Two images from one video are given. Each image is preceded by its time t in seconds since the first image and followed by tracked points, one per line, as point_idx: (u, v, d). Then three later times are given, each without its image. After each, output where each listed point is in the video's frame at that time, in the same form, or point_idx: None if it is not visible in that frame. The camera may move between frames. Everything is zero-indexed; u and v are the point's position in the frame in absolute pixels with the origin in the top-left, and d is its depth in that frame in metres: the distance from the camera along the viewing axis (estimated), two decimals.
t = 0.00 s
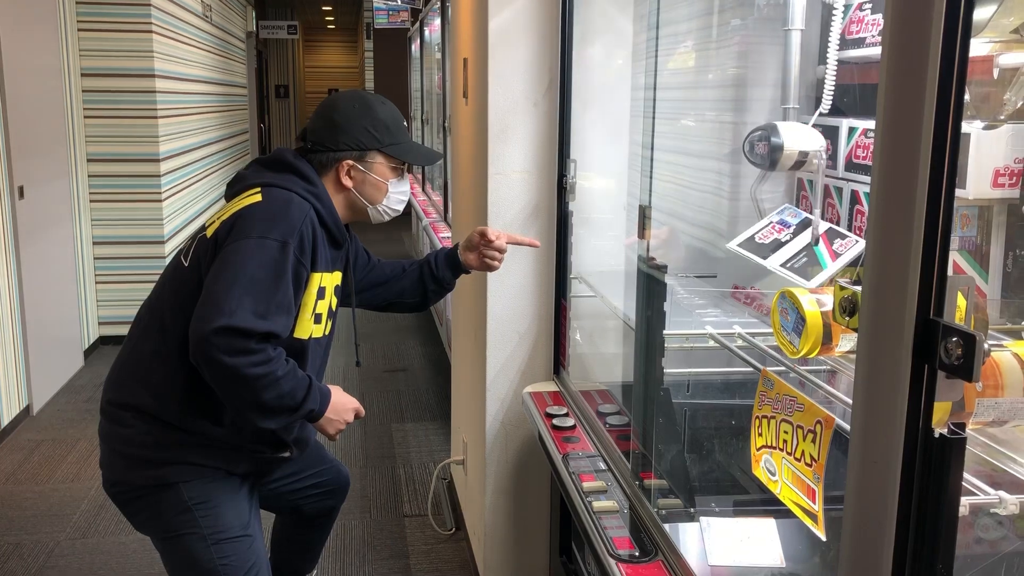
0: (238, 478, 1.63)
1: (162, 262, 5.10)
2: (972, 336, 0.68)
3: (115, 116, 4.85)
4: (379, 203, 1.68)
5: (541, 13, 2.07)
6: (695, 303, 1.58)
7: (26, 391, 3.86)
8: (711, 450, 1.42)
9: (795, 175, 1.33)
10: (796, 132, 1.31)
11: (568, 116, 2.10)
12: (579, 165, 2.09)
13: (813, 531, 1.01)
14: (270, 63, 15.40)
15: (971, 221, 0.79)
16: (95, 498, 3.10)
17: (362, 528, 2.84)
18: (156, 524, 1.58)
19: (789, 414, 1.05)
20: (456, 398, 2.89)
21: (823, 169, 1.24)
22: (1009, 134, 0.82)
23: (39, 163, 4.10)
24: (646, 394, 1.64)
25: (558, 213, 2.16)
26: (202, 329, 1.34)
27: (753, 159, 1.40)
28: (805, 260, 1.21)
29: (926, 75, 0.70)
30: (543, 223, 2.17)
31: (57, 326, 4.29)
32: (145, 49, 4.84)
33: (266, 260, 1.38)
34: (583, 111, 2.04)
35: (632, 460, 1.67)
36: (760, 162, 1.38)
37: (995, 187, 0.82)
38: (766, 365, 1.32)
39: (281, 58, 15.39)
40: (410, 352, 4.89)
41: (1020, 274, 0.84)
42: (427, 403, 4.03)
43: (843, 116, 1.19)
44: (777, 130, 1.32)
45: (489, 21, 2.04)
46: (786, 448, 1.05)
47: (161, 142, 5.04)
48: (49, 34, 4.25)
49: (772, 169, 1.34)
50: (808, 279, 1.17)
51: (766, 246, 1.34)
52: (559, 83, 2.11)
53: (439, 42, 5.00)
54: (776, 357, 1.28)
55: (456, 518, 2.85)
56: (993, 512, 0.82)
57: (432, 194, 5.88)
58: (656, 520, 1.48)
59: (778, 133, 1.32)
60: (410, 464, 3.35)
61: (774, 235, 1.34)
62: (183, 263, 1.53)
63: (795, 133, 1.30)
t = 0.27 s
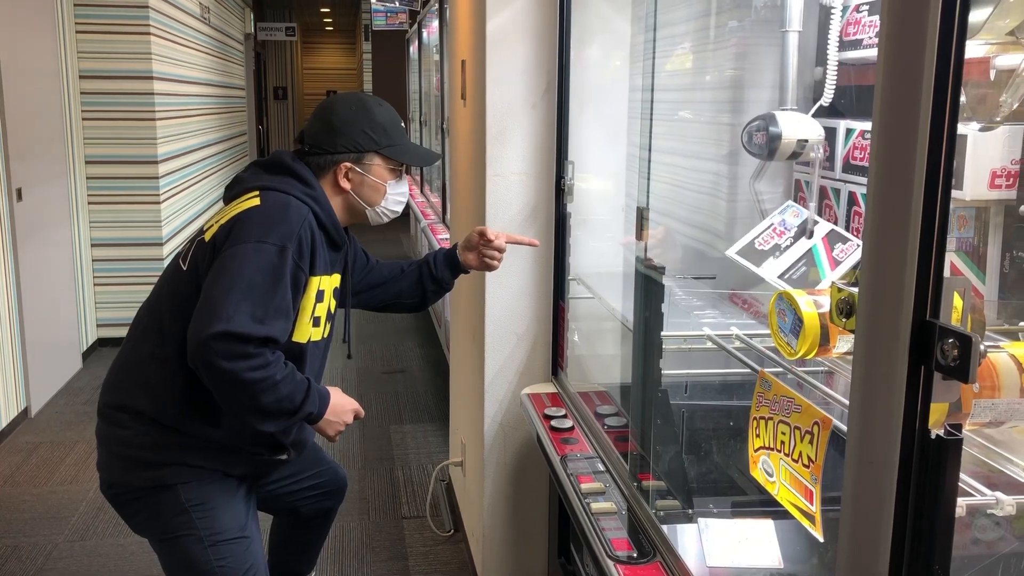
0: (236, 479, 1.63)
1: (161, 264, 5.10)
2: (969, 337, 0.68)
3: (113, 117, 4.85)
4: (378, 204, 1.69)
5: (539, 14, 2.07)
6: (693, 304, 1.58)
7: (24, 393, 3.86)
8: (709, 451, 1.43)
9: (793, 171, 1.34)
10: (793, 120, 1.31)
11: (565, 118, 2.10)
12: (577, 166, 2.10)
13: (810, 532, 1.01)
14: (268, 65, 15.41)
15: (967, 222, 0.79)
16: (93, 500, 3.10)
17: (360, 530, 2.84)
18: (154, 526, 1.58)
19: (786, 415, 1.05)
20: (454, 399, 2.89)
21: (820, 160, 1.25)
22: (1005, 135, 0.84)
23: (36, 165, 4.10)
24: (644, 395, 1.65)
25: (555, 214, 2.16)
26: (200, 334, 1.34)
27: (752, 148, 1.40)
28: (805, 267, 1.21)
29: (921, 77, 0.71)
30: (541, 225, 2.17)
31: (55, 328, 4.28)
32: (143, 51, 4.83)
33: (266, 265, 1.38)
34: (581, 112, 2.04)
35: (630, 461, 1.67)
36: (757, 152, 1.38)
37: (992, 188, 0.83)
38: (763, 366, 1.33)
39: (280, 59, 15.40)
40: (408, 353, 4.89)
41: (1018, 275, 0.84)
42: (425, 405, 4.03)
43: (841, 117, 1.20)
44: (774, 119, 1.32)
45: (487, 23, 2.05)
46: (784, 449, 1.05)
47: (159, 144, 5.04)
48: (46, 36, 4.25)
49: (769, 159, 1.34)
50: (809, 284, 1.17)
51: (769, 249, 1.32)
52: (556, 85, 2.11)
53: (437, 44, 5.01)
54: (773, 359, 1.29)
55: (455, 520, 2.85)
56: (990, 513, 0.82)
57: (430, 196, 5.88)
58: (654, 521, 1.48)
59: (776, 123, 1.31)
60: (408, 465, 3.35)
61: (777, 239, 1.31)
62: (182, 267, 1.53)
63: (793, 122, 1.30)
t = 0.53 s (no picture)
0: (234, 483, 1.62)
1: (159, 268, 5.10)
2: (964, 340, 0.68)
3: (111, 121, 4.85)
4: (366, 199, 1.68)
5: (536, 17, 2.07)
6: (691, 307, 1.59)
7: (23, 398, 3.86)
8: (707, 455, 1.45)
9: (792, 174, 1.36)
10: (790, 110, 1.30)
11: (562, 121, 2.10)
12: (575, 170, 2.10)
13: (809, 536, 1.01)
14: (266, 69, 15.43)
15: (964, 225, 0.79)
16: (91, 505, 3.09)
17: (358, 534, 2.84)
18: (152, 531, 1.58)
19: (784, 418, 1.05)
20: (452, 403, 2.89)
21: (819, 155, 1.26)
22: (1002, 138, 0.84)
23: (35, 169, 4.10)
24: (642, 393, 1.58)
25: (553, 217, 2.16)
26: (206, 341, 1.34)
27: (749, 140, 1.40)
28: (803, 271, 1.22)
29: (916, 80, 0.71)
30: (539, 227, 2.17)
31: (53, 333, 4.28)
32: (141, 55, 4.84)
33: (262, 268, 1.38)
34: (578, 115, 2.05)
35: (628, 465, 1.65)
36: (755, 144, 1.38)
37: (990, 190, 0.84)
38: (762, 369, 1.33)
39: (278, 63, 15.43)
40: (407, 357, 4.89)
41: (1014, 277, 0.85)
42: (424, 409, 4.03)
43: (839, 120, 1.20)
44: (771, 110, 1.31)
45: (483, 27, 2.05)
46: (781, 452, 1.05)
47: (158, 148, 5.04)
48: (44, 41, 4.25)
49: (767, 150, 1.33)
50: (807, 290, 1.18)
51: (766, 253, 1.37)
52: (553, 88, 2.11)
53: (434, 47, 5.02)
54: (771, 361, 1.30)
55: (454, 524, 2.84)
56: (989, 516, 0.82)
57: (428, 199, 5.88)
58: (652, 525, 1.45)
59: (773, 114, 1.30)
60: (406, 469, 3.35)
61: (774, 243, 1.36)
62: (176, 277, 1.52)
63: (792, 114, 1.29)
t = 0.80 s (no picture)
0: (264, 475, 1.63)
1: (158, 273, 5.09)
2: (962, 347, 0.68)
3: (109, 126, 4.85)
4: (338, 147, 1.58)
5: (534, 22, 2.07)
6: (688, 312, 1.58)
7: (21, 403, 3.85)
8: (705, 460, 1.44)
9: (790, 178, 1.34)
10: (787, 102, 1.32)
11: (559, 126, 2.10)
12: (573, 174, 2.10)
13: (808, 543, 1.01)
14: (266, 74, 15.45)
15: (961, 229, 0.78)
16: (89, 510, 3.08)
17: (357, 539, 2.83)
18: (186, 525, 1.58)
19: (781, 424, 1.04)
20: (451, 408, 2.88)
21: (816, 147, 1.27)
22: (999, 143, 0.84)
23: (32, 174, 4.10)
24: (639, 401, 1.62)
25: (551, 221, 2.16)
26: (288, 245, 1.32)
27: (746, 132, 1.42)
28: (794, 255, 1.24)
29: (911, 85, 0.70)
30: (537, 232, 2.16)
31: (51, 338, 4.28)
32: (140, 60, 4.84)
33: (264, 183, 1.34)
34: (576, 119, 2.04)
35: (626, 470, 1.66)
36: (752, 135, 1.40)
37: (987, 195, 0.83)
38: (759, 374, 1.32)
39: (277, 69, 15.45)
40: (406, 361, 4.88)
41: (1013, 282, 0.84)
42: (423, 414, 4.02)
43: (836, 125, 1.19)
44: (770, 102, 1.33)
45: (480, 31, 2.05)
46: (778, 458, 1.05)
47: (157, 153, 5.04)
48: (43, 46, 4.26)
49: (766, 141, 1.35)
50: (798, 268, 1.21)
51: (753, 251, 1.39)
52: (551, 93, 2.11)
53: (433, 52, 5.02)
54: (768, 367, 1.30)
55: (452, 529, 2.84)
56: (986, 522, 0.82)
57: (427, 204, 5.89)
58: (650, 531, 1.46)
59: (770, 106, 1.33)
60: (405, 474, 3.34)
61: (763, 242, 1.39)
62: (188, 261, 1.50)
63: (790, 107, 1.31)
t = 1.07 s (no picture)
0: (271, 479, 1.63)
1: (157, 275, 5.09)
2: (963, 349, 0.68)
3: (109, 129, 4.85)
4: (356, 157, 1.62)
5: (534, 25, 2.07)
6: (689, 316, 1.57)
7: (20, 405, 3.85)
8: (706, 463, 1.43)
9: (793, 184, 1.35)
10: (785, 94, 1.30)
11: (559, 130, 2.10)
12: (574, 177, 2.10)
13: (808, 547, 1.00)
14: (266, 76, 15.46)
15: (961, 233, 0.78)
16: (87, 513, 3.08)
17: (356, 542, 2.83)
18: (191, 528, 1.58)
19: (781, 428, 1.04)
20: (451, 411, 2.88)
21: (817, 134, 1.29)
22: (999, 147, 0.84)
23: (32, 176, 4.10)
24: (640, 404, 1.61)
25: (551, 224, 2.15)
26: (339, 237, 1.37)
27: (746, 122, 1.38)
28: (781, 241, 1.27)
29: (914, 88, 0.70)
30: (537, 235, 2.16)
31: (51, 340, 4.27)
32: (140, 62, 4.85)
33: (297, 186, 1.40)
34: (577, 122, 2.05)
35: (626, 473, 1.65)
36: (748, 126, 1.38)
37: (987, 199, 0.83)
38: (761, 378, 1.33)
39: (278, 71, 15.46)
40: (405, 364, 4.88)
41: (1013, 286, 0.84)
42: (423, 416, 4.01)
43: (837, 128, 1.20)
44: (767, 95, 1.30)
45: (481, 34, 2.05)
46: (779, 462, 1.04)
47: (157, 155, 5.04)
48: (43, 48, 4.26)
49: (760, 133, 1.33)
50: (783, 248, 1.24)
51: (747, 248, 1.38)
52: (551, 96, 2.11)
53: (433, 55, 5.03)
54: (769, 370, 1.30)
55: (452, 532, 2.83)
56: (987, 527, 0.81)
57: (427, 207, 5.89)
58: (650, 535, 1.45)
59: (769, 99, 1.30)
60: (405, 477, 3.34)
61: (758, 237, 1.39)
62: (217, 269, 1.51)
63: (787, 99, 1.29)
